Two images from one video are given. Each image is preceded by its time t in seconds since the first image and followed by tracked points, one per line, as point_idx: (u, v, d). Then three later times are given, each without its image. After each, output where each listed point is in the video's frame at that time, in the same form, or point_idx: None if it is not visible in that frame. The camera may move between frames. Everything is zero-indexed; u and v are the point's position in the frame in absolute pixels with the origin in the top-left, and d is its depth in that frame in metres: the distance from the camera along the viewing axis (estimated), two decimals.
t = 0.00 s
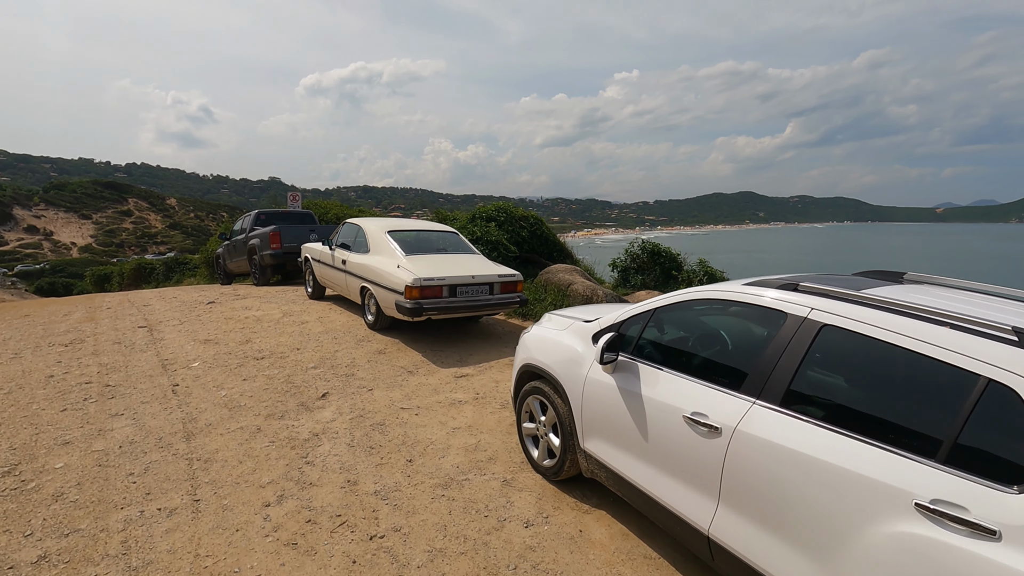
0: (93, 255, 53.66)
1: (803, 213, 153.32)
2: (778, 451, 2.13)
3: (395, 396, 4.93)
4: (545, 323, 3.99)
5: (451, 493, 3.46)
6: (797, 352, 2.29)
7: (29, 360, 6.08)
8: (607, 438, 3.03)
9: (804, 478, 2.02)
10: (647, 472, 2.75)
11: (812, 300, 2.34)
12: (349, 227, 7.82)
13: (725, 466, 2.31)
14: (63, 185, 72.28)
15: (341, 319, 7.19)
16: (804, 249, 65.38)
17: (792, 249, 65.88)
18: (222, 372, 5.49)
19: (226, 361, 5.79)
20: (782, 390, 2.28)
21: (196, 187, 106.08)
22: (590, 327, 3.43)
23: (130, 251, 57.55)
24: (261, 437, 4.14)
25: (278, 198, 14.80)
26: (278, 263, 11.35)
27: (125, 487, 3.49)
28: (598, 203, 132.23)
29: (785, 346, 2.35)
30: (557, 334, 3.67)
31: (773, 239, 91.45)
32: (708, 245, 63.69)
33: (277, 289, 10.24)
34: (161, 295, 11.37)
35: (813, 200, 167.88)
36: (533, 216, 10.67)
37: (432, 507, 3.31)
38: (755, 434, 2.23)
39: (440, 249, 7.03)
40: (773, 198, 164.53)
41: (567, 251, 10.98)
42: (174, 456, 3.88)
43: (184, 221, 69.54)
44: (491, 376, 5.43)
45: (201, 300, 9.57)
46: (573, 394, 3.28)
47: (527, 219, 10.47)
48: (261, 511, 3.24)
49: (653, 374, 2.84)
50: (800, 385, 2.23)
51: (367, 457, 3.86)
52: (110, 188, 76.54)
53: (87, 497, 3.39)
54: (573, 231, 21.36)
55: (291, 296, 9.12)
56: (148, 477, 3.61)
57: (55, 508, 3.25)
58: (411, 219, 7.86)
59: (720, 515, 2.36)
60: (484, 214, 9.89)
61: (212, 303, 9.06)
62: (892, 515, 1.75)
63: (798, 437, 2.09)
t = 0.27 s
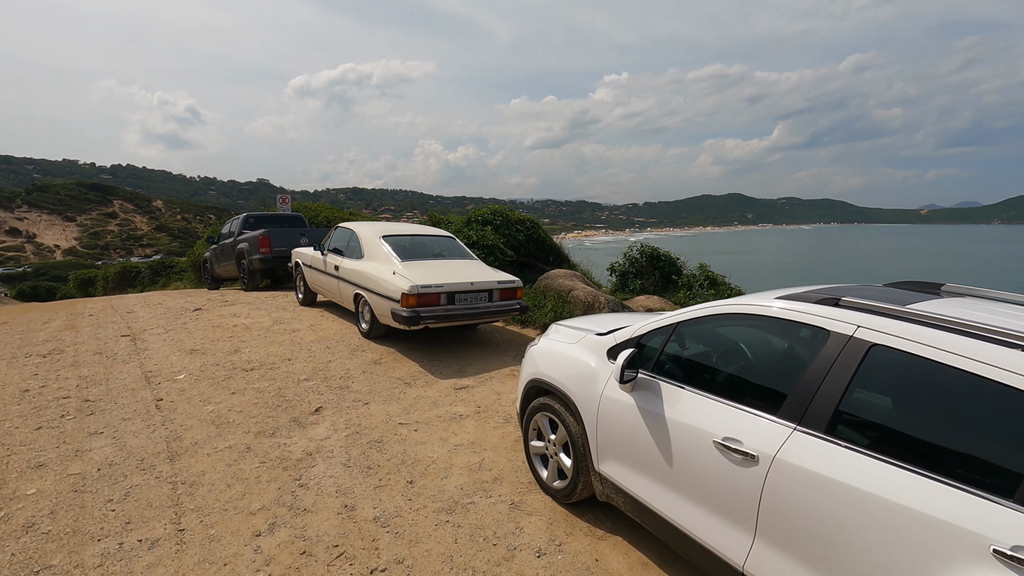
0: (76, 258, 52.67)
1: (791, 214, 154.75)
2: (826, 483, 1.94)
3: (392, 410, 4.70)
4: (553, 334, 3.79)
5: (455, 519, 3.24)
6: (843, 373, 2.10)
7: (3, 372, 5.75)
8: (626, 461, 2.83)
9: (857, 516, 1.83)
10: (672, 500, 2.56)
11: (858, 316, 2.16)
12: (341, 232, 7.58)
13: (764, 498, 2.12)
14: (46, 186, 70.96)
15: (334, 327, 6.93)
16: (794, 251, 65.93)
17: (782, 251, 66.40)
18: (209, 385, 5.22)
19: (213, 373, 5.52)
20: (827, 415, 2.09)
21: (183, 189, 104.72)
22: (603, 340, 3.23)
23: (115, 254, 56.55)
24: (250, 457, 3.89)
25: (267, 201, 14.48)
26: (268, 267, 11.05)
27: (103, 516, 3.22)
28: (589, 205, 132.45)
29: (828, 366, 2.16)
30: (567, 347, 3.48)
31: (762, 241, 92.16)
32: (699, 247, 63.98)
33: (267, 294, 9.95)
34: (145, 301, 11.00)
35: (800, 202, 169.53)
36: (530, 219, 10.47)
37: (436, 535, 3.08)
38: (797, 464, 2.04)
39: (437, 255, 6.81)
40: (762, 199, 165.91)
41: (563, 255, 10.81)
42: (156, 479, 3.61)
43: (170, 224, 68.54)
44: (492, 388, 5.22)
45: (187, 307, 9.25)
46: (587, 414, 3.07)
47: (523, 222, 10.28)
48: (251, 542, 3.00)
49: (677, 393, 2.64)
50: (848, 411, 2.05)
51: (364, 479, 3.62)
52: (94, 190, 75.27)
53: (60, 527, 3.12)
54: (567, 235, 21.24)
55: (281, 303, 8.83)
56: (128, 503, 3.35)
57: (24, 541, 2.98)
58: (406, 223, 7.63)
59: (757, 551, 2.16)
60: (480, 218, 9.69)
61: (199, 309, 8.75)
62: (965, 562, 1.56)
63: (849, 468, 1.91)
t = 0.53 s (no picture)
0: (67, 260, 52.00)
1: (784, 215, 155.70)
2: (890, 512, 1.73)
3: (396, 421, 4.48)
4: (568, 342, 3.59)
5: (467, 541, 3.03)
6: (907, 389, 1.90)
7: None
8: (654, 480, 2.63)
9: (929, 549, 1.62)
10: (707, 524, 2.36)
11: (921, 326, 1.96)
12: (339, 233, 7.35)
13: (816, 526, 1.92)
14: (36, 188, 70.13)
15: (332, 332, 6.69)
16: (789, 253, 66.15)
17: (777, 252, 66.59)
18: (202, 395, 4.97)
19: (207, 381, 5.28)
20: (890, 436, 1.89)
21: (175, 190, 103.82)
22: (626, 349, 3.04)
23: (106, 256, 55.86)
24: (246, 473, 3.66)
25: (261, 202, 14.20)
26: (263, 270, 10.78)
27: (87, 540, 2.98)
28: (584, 207, 132.53)
29: (889, 382, 1.96)
30: (585, 356, 3.28)
31: (756, 242, 92.49)
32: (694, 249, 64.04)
33: (261, 298, 9.69)
34: (136, 304, 10.71)
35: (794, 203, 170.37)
36: (531, 220, 10.27)
37: (448, 559, 2.87)
38: (856, 490, 1.84)
39: (438, 257, 6.59)
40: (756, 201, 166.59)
41: (565, 257, 10.62)
42: (146, 499, 3.38)
43: (162, 225, 67.87)
44: (499, 396, 5.01)
45: (179, 311, 8.98)
46: (609, 428, 2.88)
47: (524, 224, 10.08)
48: (248, 568, 2.77)
49: (714, 409, 2.44)
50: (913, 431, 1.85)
51: (369, 497, 3.40)
52: (85, 191, 74.48)
53: (40, 553, 2.88)
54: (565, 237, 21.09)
55: (277, 307, 8.58)
56: (115, 526, 3.11)
57: None
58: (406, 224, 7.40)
59: None
60: (481, 219, 9.48)
61: (191, 314, 8.48)
62: None
63: (917, 495, 1.70)
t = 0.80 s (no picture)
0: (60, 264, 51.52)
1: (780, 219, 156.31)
2: None
3: (400, 443, 4.25)
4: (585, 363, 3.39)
5: None
6: (989, 434, 1.67)
7: None
8: (688, 521, 2.41)
9: None
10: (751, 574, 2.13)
11: (1001, 359, 1.74)
12: (338, 242, 7.13)
13: None
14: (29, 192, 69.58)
15: (331, 345, 6.47)
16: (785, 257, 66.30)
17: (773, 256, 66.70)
18: (196, 414, 4.73)
19: (201, 399, 5.04)
20: (970, 487, 1.66)
21: (171, 194, 103.31)
22: (650, 374, 2.83)
23: (100, 261, 55.36)
24: (243, 504, 3.43)
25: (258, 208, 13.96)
26: (259, 278, 10.54)
27: None
28: (581, 210, 132.69)
29: (966, 424, 1.74)
30: (605, 380, 3.07)
31: (753, 246, 92.72)
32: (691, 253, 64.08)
33: (257, 307, 9.44)
34: (129, 314, 10.45)
35: (790, 207, 171.04)
36: (534, 227, 10.08)
37: None
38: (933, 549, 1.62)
39: (442, 267, 6.38)
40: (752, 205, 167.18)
41: (568, 265, 10.44)
42: (133, 534, 3.14)
43: (157, 230, 67.43)
44: (507, 415, 4.79)
45: (172, 321, 8.72)
46: (636, 460, 2.66)
47: (527, 231, 9.88)
48: None
49: (757, 446, 2.22)
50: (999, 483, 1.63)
51: (374, 531, 3.17)
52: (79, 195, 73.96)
53: None
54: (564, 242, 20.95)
55: (273, 317, 8.34)
56: (99, 566, 2.87)
57: None
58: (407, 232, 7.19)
59: None
60: (483, 226, 9.28)
61: (185, 324, 8.24)
62: None
63: (1011, 560, 1.48)
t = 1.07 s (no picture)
0: (51, 267, 50.84)
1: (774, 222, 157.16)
2: None
3: (407, 459, 4.02)
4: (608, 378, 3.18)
5: None
6: None
7: None
8: (733, 555, 2.19)
9: None
10: None
11: None
12: (338, 246, 6.89)
13: None
14: (20, 193, 68.76)
15: (331, 352, 6.22)
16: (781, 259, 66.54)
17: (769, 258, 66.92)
18: (190, 428, 4.48)
19: (195, 411, 4.79)
20: None
21: (163, 195, 102.51)
22: (685, 392, 2.62)
23: (91, 263, 54.71)
24: (241, 529, 3.19)
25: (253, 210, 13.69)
26: (254, 282, 10.27)
27: None
28: (576, 212, 132.79)
29: None
30: (633, 397, 2.86)
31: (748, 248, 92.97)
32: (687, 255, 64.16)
33: (253, 312, 9.18)
34: (120, 319, 10.14)
35: (784, 209, 171.84)
36: (536, 230, 9.87)
37: None
38: None
39: (446, 271, 6.16)
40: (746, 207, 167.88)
41: (571, 269, 10.24)
42: (122, 564, 2.89)
43: (149, 231, 66.73)
44: (518, 428, 4.56)
45: (165, 326, 8.44)
46: (672, 486, 2.45)
47: (530, 233, 9.67)
48: None
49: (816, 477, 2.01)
50: None
51: (383, 559, 2.94)
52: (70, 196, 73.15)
53: None
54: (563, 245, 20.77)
55: (270, 322, 8.08)
56: None
57: None
58: (409, 236, 6.96)
59: None
60: (485, 229, 9.06)
61: (179, 330, 7.97)
62: None
63: None
